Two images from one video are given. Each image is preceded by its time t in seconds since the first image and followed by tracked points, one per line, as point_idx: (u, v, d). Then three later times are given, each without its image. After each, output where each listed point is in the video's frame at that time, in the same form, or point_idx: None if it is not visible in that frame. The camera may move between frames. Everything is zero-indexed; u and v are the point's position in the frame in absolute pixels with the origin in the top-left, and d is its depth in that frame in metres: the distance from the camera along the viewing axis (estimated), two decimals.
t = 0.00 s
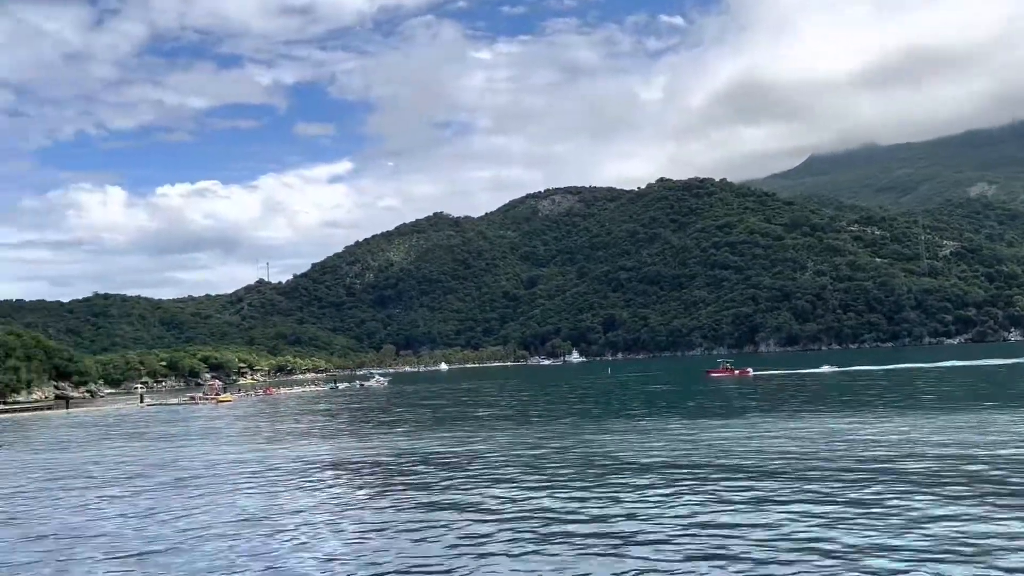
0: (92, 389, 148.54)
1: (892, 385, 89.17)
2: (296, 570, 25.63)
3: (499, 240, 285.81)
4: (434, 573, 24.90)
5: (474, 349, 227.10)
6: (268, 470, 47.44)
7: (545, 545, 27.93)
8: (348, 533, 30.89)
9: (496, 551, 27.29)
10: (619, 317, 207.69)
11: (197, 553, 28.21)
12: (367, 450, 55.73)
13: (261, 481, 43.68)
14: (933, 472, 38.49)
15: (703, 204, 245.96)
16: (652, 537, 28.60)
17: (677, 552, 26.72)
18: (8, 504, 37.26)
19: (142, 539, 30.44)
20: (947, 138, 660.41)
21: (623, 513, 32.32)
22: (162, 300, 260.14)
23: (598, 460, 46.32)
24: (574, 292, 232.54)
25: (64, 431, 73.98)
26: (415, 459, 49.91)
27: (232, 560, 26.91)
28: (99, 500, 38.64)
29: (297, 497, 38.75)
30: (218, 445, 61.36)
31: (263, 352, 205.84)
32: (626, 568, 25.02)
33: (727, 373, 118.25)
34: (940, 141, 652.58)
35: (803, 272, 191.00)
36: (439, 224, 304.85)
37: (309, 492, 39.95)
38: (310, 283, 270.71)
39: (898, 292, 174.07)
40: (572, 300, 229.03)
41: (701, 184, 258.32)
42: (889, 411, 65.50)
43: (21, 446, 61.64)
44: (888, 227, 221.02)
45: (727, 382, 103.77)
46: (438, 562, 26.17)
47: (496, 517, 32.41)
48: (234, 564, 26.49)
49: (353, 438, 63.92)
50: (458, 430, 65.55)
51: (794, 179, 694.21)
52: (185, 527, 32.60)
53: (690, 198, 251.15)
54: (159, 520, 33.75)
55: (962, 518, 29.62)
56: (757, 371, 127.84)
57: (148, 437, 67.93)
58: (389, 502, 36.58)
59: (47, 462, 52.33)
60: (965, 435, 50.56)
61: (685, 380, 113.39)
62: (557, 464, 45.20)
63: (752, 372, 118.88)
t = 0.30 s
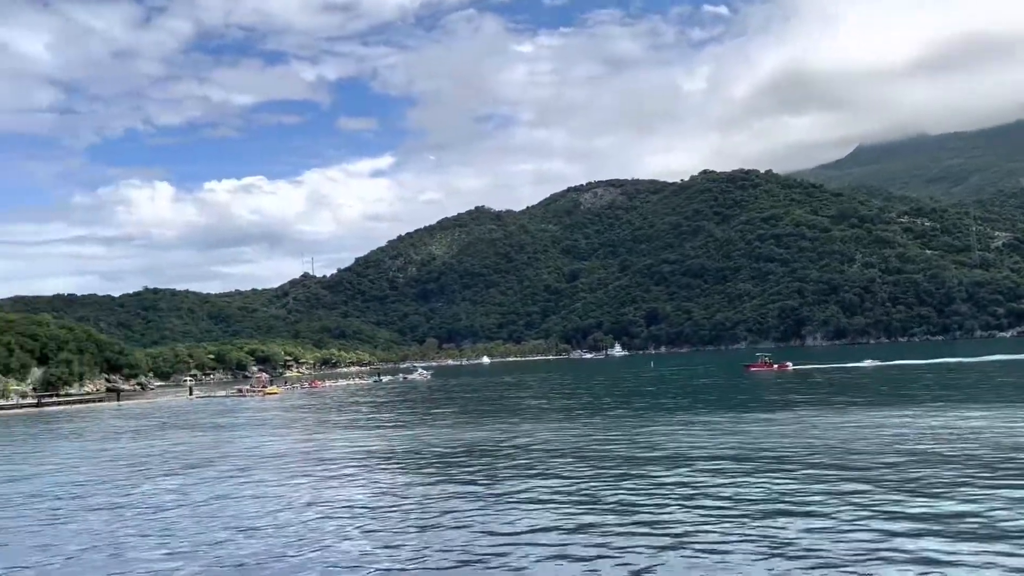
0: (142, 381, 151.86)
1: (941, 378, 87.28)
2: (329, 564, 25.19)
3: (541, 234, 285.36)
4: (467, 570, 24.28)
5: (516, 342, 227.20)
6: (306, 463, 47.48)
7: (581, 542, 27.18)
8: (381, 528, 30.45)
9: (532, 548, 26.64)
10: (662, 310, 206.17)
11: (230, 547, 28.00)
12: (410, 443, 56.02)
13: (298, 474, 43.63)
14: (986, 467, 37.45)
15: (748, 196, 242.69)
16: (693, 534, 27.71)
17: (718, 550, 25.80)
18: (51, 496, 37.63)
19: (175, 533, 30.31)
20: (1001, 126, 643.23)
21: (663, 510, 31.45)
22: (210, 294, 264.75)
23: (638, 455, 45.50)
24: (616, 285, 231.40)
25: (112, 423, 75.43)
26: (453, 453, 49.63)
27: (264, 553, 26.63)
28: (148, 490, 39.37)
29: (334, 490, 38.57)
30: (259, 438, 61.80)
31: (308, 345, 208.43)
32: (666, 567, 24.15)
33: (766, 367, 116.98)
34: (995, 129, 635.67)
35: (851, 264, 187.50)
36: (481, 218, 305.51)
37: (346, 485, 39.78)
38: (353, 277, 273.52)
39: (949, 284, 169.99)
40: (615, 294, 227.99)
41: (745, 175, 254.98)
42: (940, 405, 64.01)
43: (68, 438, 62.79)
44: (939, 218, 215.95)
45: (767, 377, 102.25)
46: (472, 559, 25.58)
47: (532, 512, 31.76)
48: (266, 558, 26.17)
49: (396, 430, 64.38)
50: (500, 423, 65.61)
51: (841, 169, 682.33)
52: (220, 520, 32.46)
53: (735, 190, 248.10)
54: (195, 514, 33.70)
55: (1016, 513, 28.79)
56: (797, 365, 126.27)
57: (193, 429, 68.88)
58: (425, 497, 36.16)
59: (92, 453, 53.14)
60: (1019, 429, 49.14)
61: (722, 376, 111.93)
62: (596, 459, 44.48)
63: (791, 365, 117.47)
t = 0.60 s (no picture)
0: (193, 373, 154.90)
1: (992, 370, 85.20)
2: (362, 558, 24.79)
3: (584, 226, 284.34)
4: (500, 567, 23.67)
5: (559, 334, 226.90)
6: (346, 456, 47.51)
7: (619, 537, 26.49)
8: (417, 522, 30.03)
9: (567, 544, 25.95)
10: (708, 302, 204.18)
11: (262, 537, 27.98)
12: (451, 434, 56.33)
13: (337, 466, 43.63)
14: None
15: (795, 186, 238.83)
16: (734, 532, 26.75)
17: (757, 543, 25.38)
18: (95, 486, 38.09)
19: (211, 524, 30.25)
20: None
21: (703, 506, 30.53)
22: (258, 287, 268.93)
23: (680, 449, 44.69)
24: (661, 277, 229.66)
25: (162, 414, 77.07)
26: (493, 446, 49.36)
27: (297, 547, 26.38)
28: (197, 479, 40.20)
29: (369, 482, 38.49)
30: (301, 429, 62.53)
31: (353, 338, 210.53)
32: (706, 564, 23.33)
33: (807, 360, 115.40)
34: None
35: (901, 255, 183.57)
36: (524, 210, 305.46)
37: (382, 478, 39.54)
38: (398, 270, 275.70)
39: (1004, 275, 165.52)
40: (659, 286, 226.35)
41: (793, 165, 250.98)
42: (990, 398, 62.45)
43: (118, 429, 64.22)
44: (994, 208, 210.33)
45: (809, 370, 100.60)
46: (506, 554, 24.98)
47: (570, 507, 31.14)
48: (296, 550, 26.15)
49: (437, 421, 64.80)
50: (541, 415, 65.66)
51: (892, 158, 668.43)
52: (255, 512, 32.36)
53: (782, 181, 244.32)
54: (232, 505, 33.67)
55: None
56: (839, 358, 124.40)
57: (239, 420, 69.99)
58: (463, 490, 35.73)
59: (139, 444, 54.06)
60: None
61: (766, 367, 110.62)
62: (637, 453, 43.74)
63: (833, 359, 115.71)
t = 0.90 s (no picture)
0: (244, 364, 157.79)
1: None
2: (417, 547, 24.86)
3: (629, 218, 282.49)
4: (556, 557, 23.54)
5: (604, 327, 225.81)
6: (393, 446, 47.88)
7: (675, 527, 26.19)
8: (470, 511, 30.06)
9: (623, 534, 25.72)
10: (756, 294, 201.54)
11: (308, 524, 28.35)
12: (496, 426, 56.54)
13: (387, 456, 44.01)
14: None
15: (845, 175, 234.04)
16: (785, 522, 26.35)
17: (801, 533, 25.08)
18: (154, 475, 38.90)
19: (269, 512, 30.67)
20: None
21: (753, 497, 30.17)
22: (305, 280, 272.38)
23: (731, 440, 44.17)
24: (707, 268, 227.25)
25: (215, 405, 78.55)
26: (541, 437, 49.35)
27: (352, 535, 26.57)
28: (246, 468, 40.91)
29: (414, 472, 38.78)
30: (347, 420, 63.24)
31: (399, 330, 212.09)
32: (767, 555, 22.91)
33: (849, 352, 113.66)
34: None
35: (955, 245, 178.94)
36: (569, 202, 304.68)
37: (427, 468, 39.77)
38: (442, 263, 277.29)
39: None
40: (706, 277, 224.06)
41: (842, 155, 246.09)
42: None
43: (173, 419, 65.61)
44: None
45: (853, 363, 98.90)
46: (554, 543, 24.91)
47: (623, 497, 30.90)
48: (343, 536, 26.52)
49: (482, 413, 65.12)
50: (585, 407, 65.56)
51: (946, 146, 652.08)
52: (309, 501, 32.70)
53: (832, 170, 239.62)
54: (284, 493, 34.22)
55: None
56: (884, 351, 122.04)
57: (289, 411, 71.07)
58: (514, 480, 35.71)
59: (194, 434, 55.18)
60: None
61: (812, 360, 109.03)
62: (684, 445, 43.36)
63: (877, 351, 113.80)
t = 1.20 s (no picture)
0: (292, 355, 160.21)
1: None
2: (474, 538, 24.74)
3: (675, 209, 280.19)
4: (614, 549, 23.18)
5: (650, 318, 224.61)
6: (439, 436, 48.24)
7: (734, 521, 25.66)
8: (515, 501, 30.16)
9: (669, 524, 25.62)
10: (804, 285, 198.49)
11: (356, 512, 28.71)
12: (541, 417, 56.66)
13: (436, 447, 44.08)
14: None
15: (897, 164, 228.77)
16: (834, 514, 25.99)
17: (851, 525, 24.72)
18: (211, 464, 39.52)
19: (318, 500, 31.14)
20: None
21: (802, 489, 29.78)
22: (351, 272, 275.36)
23: (782, 432, 43.54)
24: (754, 259, 224.36)
25: (265, 395, 79.89)
26: (588, 429, 49.06)
27: (406, 526, 26.53)
28: (296, 457, 41.58)
29: (460, 462, 39.04)
30: (394, 410, 63.95)
31: (444, 322, 213.23)
32: (832, 550, 22.29)
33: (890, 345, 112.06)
34: None
35: (1012, 234, 174.02)
36: (613, 193, 303.25)
37: (474, 459, 39.99)
38: (487, 255, 278.18)
39: None
40: (753, 269, 221.25)
41: (894, 143, 240.64)
42: None
43: (225, 410, 66.82)
44: None
45: (899, 355, 97.10)
46: (600, 533, 24.90)
47: (677, 490, 30.35)
48: (391, 524, 26.82)
49: (527, 404, 65.35)
50: (630, 399, 65.35)
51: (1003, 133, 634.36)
52: (362, 491, 32.84)
53: (883, 158, 234.44)
54: (333, 482, 34.69)
55: None
56: (931, 343, 119.32)
57: (338, 402, 71.92)
58: (565, 472, 35.43)
59: (245, 424, 56.26)
60: None
61: (859, 352, 107.27)
62: (732, 437, 42.96)
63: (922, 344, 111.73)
